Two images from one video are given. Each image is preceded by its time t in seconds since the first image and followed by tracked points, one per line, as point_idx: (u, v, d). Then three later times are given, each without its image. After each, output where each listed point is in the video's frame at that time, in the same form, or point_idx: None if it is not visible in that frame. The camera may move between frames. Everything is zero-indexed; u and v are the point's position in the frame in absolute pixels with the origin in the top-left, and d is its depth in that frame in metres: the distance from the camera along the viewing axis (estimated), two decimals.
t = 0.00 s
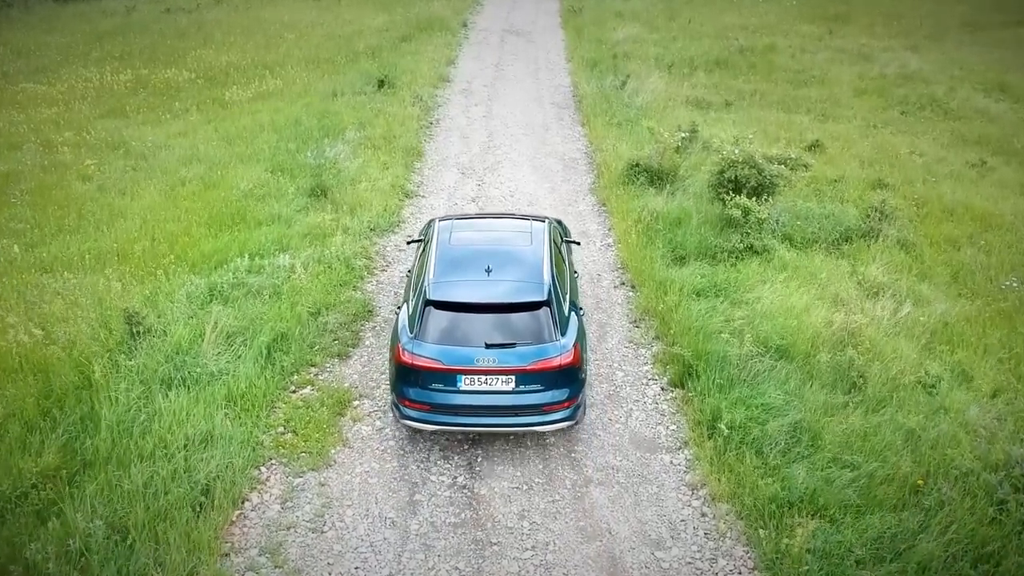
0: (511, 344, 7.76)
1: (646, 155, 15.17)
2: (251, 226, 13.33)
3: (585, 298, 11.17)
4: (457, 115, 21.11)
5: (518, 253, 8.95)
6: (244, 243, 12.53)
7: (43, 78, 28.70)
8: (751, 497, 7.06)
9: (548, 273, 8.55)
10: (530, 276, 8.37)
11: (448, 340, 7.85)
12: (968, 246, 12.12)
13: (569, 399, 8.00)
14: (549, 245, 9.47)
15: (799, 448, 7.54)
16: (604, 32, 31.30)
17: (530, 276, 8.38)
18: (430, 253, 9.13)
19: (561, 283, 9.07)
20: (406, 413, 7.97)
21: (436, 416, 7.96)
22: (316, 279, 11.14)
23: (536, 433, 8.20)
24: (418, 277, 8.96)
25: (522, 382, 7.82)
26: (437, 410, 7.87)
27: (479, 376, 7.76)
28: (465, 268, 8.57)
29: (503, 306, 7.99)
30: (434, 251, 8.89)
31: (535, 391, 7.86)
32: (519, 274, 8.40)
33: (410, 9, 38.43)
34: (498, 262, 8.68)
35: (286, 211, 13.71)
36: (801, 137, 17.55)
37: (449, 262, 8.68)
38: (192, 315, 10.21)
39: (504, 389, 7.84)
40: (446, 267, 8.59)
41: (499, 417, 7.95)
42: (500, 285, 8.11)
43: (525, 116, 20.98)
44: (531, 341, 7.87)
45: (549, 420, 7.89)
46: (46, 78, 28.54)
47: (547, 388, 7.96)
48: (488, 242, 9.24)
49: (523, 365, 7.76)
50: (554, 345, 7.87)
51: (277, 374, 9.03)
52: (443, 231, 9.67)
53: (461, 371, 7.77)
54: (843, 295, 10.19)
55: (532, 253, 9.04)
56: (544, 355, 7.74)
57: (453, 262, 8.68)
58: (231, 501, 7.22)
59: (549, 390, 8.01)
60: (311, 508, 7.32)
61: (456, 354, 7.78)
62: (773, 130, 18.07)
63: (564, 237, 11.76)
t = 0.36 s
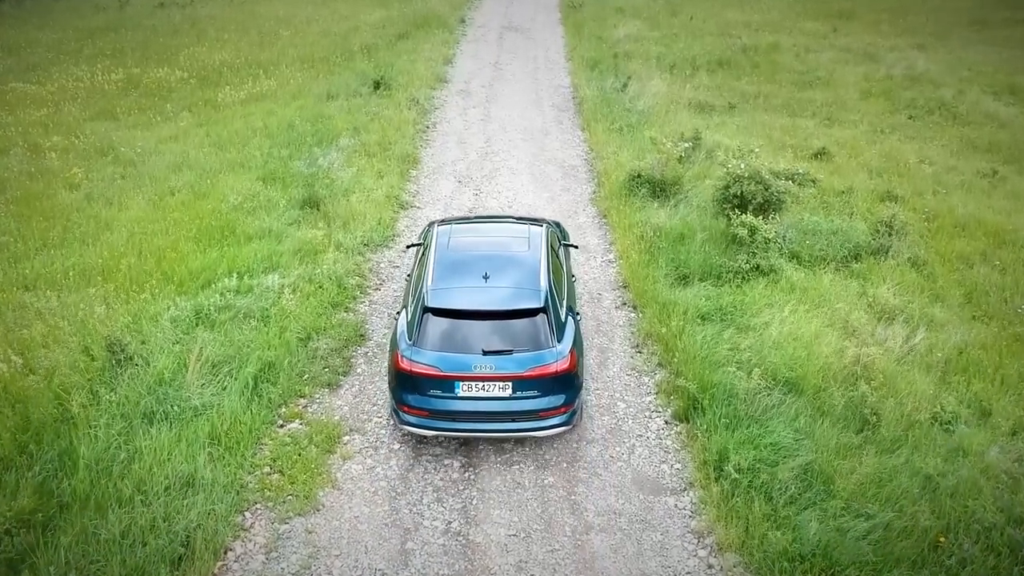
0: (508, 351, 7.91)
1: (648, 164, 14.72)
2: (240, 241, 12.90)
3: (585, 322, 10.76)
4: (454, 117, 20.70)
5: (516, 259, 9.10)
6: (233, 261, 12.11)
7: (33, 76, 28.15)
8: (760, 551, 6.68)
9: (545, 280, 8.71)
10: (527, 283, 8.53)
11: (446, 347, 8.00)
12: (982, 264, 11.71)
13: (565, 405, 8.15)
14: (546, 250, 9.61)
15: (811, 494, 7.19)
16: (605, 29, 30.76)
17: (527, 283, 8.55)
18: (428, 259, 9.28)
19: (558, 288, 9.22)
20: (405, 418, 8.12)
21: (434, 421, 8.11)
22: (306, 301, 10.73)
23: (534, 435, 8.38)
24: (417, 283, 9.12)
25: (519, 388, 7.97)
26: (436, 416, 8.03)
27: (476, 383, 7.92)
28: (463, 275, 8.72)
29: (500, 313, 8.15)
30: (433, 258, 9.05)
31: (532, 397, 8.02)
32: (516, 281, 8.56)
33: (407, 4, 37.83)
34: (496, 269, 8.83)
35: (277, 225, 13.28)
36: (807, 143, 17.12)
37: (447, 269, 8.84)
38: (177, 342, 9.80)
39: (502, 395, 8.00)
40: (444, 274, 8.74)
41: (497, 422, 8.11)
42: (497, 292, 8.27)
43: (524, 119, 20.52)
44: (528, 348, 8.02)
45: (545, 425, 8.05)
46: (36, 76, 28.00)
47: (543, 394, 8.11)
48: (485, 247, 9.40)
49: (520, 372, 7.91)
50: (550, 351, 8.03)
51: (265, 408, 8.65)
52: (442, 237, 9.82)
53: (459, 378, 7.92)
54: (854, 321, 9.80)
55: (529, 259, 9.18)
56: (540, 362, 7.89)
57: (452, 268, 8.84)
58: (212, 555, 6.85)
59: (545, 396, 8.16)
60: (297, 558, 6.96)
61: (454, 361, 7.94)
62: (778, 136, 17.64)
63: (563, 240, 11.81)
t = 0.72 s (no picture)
0: (507, 358, 7.97)
1: (652, 175, 14.26)
2: (230, 258, 12.49)
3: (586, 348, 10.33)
4: (451, 120, 20.28)
5: (514, 264, 9.16)
6: (222, 280, 11.71)
7: (22, 75, 27.57)
8: None
9: (544, 286, 8.77)
10: (526, 289, 8.59)
11: (445, 353, 8.05)
12: (998, 285, 11.30)
13: (563, 411, 8.20)
14: (546, 255, 9.66)
15: (823, 546, 6.82)
16: (606, 27, 30.21)
17: (526, 288, 8.60)
18: (428, 263, 9.34)
19: (556, 293, 9.28)
20: (404, 424, 8.18)
21: (434, 427, 8.16)
22: (296, 326, 10.33)
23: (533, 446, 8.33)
24: (417, 287, 9.18)
25: (518, 395, 8.02)
26: (435, 422, 8.08)
27: (474, 390, 7.97)
28: (462, 280, 8.76)
29: (499, 319, 8.21)
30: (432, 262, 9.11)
31: (530, 403, 8.07)
32: (515, 286, 8.62)
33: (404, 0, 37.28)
34: (495, 274, 8.88)
35: (268, 240, 12.87)
36: (814, 152, 16.68)
37: (447, 274, 8.89)
38: (161, 373, 9.38)
39: (500, 401, 8.05)
40: (444, 279, 8.80)
41: (495, 428, 8.16)
42: (497, 299, 8.32)
43: (523, 124, 20.05)
44: (526, 354, 8.07)
45: (543, 432, 8.10)
46: (26, 75, 27.47)
47: (541, 400, 8.17)
48: (485, 251, 9.45)
49: (518, 379, 7.96)
50: (549, 357, 8.08)
51: (251, 447, 8.26)
52: (442, 241, 9.85)
53: (458, 384, 7.98)
54: (866, 352, 9.42)
55: (528, 264, 9.22)
56: (539, 368, 7.94)
57: (451, 274, 8.89)
58: None
59: (544, 402, 8.21)
60: None
61: (453, 367, 7.99)
62: (784, 143, 17.18)
63: (563, 245, 11.73)
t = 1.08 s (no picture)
0: (506, 367, 8.15)
1: (656, 188, 13.85)
2: (219, 277, 12.09)
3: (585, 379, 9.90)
4: (450, 125, 19.88)
5: (514, 272, 9.34)
6: (211, 302, 11.31)
7: (12, 75, 27.02)
8: None
9: (543, 294, 8.94)
10: (525, 298, 8.77)
11: (445, 362, 8.24)
12: (1016, 309, 10.91)
13: (561, 418, 8.37)
14: (545, 262, 9.82)
15: None
16: (608, 26, 29.67)
17: (525, 297, 8.78)
18: (429, 271, 9.53)
19: (555, 300, 9.45)
20: (406, 432, 8.37)
21: (434, 434, 8.35)
22: (286, 354, 9.94)
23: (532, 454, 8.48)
24: (418, 295, 9.37)
25: (516, 403, 8.20)
26: (436, 430, 8.27)
27: (474, 398, 8.15)
28: (462, 289, 8.94)
29: (498, 328, 8.39)
30: (433, 270, 9.30)
31: (529, 411, 8.25)
32: (514, 295, 8.80)
33: None
34: (495, 282, 9.04)
35: (259, 258, 12.46)
36: (822, 161, 16.24)
37: (447, 282, 9.06)
38: (145, 407, 8.99)
39: (499, 409, 8.23)
40: (444, 287, 8.97)
41: (495, 435, 8.33)
42: (496, 308, 8.50)
43: (523, 129, 19.58)
44: (525, 363, 8.25)
45: (542, 440, 8.27)
46: (16, 75, 26.92)
47: (539, 408, 8.35)
48: (484, 258, 9.63)
49: (517, 387, 8.13)
50: (547, 366, 8.26)
51: (237, 490, 7.90)
52: (442, 247, 10.00)
53: (458, 393, 8.16)
54: (879, 385, 9.07)
55: (528, 272, 9.37)
56: (537, 377, 8.12)
57: (451, 282, 9.05)
58: None
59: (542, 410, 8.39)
60: None
61: (453, 376, 8.18)
62: (791, 151, 16.75)
63: (562, 249, 11.63)
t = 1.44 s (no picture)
0: (506, 374, 8.23)
1: (660, 203, 13.48)
2: (209, 296, 11.72)
3: (586, 410, 9.52)
4: (448, 129, 19.49)
5: (514, 276, 9.41)
6: (200, 324, 10.96)
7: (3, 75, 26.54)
8: None
9: (543, 299, 9.01)
10: (525, 304, 8.84)
11: (446, 369, 8.32)
12: None
13: (561, 424, 8.46)
14: (545, 266, 9.89)
15: None
16: (610, 25, 29.16)
17: (525, 303, 8.85)
18: (429, 275, 9.60)
19: (555, 304, 9.53)
20: (407, 437, 8.46)
21: (435, 440, 8.44)
22: (276, 383, 9.59)
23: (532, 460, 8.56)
24: (418, 300, 9.44)
25: (516, 409, 8.29)
26: (436, 435, 8.36)
27: (474, 405, 8.24)
28: (462, 294, 9.01)
29: (498, 334, 8.47)
30: (434, 275, 9.37)
31: (529, 417, 8.33)
32: (515, 300, 8.87)
33: None
34: (495, 287, 9.12)
35: (250, 276, 12.11)
36: (829, 170, 15.84)
37: (447, 288, 9.14)
38: (129, 442, 8.63)
39: (499, 415, 8.31)
40: (444, 293, 9.04)
41: (495, 441, 8.42)
42: (496, 314, 8.57)
43: (523, 135, 19.15)
44: (525, 370, 8.34)
45: (542, 446, 8.36)
46: (8, 75, 26.47)
47: (539, 413, 8.43)
48: (484, 261, 9.71)
49: (516, 394, 8.22)
50: (546, 372, 8.34)
51: (224, 533, 7.56)
52: (443, 251, 10.05)
53: (458, 399, 8.25)
54: (892, 418, 8.74)
55: (528, 277, 9.44)
56: (537, 384, 8.20)
57: (451, 288, 9.13)
58: None
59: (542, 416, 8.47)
60: None
61: (453, 383, 8.26)
62: (798, 160, 16.34)
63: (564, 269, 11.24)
